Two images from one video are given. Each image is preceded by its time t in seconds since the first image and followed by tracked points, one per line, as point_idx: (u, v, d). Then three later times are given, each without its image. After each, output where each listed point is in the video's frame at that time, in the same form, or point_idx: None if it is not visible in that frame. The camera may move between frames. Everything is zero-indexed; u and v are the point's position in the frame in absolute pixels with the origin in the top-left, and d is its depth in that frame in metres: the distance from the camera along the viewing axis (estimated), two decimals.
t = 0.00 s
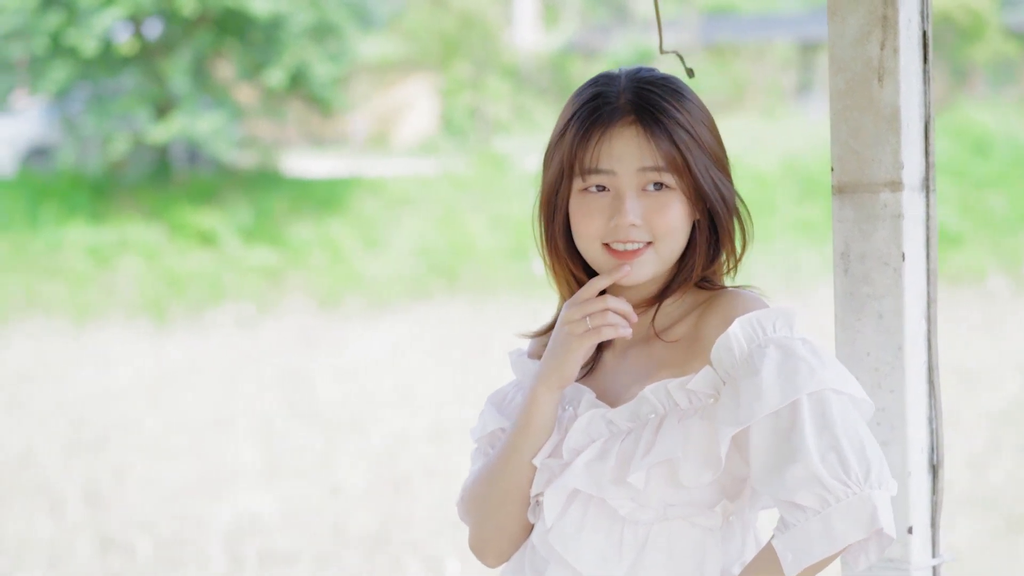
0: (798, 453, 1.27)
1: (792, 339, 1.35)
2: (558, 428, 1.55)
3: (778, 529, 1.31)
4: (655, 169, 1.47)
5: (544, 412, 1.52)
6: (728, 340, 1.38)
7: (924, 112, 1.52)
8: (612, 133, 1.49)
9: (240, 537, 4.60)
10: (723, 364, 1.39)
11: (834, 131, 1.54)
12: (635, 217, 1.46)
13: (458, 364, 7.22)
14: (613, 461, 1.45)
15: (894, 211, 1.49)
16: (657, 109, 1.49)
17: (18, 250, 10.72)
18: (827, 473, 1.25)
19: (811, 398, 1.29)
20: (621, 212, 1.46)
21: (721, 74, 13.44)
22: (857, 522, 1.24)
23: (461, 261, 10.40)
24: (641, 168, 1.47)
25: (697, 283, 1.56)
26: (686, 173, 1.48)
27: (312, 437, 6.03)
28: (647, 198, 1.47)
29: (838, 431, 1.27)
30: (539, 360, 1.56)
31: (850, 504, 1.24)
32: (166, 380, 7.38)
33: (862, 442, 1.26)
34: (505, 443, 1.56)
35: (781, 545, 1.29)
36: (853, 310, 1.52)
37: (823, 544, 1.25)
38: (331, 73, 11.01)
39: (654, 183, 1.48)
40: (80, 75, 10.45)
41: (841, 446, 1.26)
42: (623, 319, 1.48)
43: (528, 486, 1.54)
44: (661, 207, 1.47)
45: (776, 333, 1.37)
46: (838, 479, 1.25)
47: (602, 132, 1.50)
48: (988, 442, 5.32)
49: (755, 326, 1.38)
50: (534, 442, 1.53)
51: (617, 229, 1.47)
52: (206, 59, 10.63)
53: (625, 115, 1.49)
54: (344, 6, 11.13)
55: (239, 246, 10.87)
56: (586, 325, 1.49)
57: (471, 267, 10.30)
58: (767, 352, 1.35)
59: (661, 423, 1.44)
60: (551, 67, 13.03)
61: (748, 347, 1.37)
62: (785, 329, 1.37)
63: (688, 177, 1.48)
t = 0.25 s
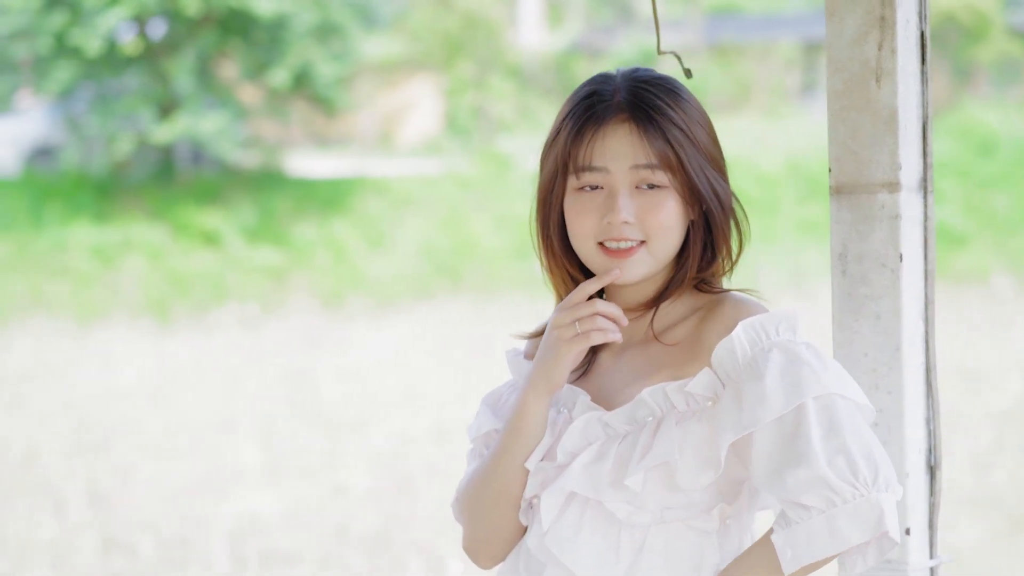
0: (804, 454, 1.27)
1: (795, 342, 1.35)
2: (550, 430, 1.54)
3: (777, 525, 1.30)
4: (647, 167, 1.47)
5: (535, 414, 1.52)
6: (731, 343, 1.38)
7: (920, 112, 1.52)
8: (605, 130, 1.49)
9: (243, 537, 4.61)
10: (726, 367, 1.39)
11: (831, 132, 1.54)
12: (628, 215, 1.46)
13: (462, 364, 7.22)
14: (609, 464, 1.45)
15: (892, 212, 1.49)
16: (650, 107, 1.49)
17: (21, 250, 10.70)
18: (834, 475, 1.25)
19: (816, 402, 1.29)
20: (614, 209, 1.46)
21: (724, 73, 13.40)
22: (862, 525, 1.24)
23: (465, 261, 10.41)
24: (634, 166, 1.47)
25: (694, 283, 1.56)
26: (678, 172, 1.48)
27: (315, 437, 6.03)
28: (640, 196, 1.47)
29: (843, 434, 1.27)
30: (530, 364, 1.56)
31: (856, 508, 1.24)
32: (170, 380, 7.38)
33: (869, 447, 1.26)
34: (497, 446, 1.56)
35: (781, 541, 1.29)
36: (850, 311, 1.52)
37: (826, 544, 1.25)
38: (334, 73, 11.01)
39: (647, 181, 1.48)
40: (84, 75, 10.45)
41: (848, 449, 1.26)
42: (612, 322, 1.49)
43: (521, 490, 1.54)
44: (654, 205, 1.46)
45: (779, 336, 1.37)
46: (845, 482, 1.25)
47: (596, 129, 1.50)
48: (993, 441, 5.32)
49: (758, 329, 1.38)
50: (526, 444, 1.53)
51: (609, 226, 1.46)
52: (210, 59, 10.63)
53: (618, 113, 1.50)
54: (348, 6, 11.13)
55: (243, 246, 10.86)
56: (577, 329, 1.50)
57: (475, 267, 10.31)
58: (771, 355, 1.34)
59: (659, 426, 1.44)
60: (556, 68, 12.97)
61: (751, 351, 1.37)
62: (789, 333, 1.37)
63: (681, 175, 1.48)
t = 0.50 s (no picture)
0: (816, 465, 1.27)
1: (806, 354, 1.36)
2: (542, 431, 1.54)
3: (775, 527, 1.31)
4: (639, 163, 1.47)
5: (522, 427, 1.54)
6: (740, 350, 1.38)
7: (919, 113, 1.52)
8: (598, 127, 1.50)
9: (247, 537, 4.62)
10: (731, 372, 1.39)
11: (829, 132, 1.54)
12: (620, 211, 1.45)
13: (467, 365, 7.22)
14: (608, 466, 1.45)
15: (889, 212, 1.49)
16: (643, 104, 1.49)
17: (25, 250, 10.66)
18: (846, 489, 1.25)
19: (830, 416, 1.29)
20: (605, 205, 1.46)
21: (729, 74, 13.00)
22: (868, 540, 1.24)
23: (470, 262, 10.42)
24: (625, 163, 1.48)
25: (692, 286, 1.55)
26: (671, 169, 1.47)
27: (319, 437, 6.03)
28: (632, 193, 1.47)
29: (857, 449, 1.27)
30: (516, 370, 1.57)
31: (866, 522, 1.24)
32: (174, 380, 7.38)
33: (882, 464, 1.27)
34: (486, 451, 1.57)
35: (778, 544, 1.29)
36: (848, 311, 1.52)
37: (827, 554, 1.26)
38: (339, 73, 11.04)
39: (639, 178, 1.47)
40: (89, 75, 10.46)
41: (861, 464, 1.26)
42: (591, 332, 1.48)
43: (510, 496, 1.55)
44: (646, 202, 1.46)
45: (788, 345, 1.37)
46: (857, 496, 1.25)
47: (589, 126, 1.51)
48: (997, 441, 5.33)
49: (767, 337, 1.38)
50: (515, 449, 1.54)
51: (601, 223, 1.46)
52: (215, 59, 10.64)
53: (611, 110, 1.50)
54: (351, 6, 11.13)
55: (247, 246, 10.86)
56: (557, 338, 1.50)
57: (480, 267, 10.33)
58: (781, 366, 1.34)
59: (657, 429, 1.44)
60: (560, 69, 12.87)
61: (760, 360, 1.37)
62: (798, 342, 1.37)
63: (674, 172, 1.47)
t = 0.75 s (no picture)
0: (831, 482, 1.29)
1: (816, 365, 1.36)
2: (536, 433, 1.55)
3: (783, 536, 1.34)
4: (630, 160, 1.47)
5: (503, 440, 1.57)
6: (751, 358, 1.38)
7: (916, 112, 1.52)
8: (590, 123, 1.51)
9: (250, 537, 4.62)
10: (739, 378, 1.39)
11: (827, 131, 1.54)
12: (610, 207, 1.46)
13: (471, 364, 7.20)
14: (605, 467, 1.44)
15: (886, 210, 1.48)
16: (637, 100, 1.49)
17: (28, 250, 10.70)
18: (861, 508, 1.28)
19: (846, 433, 1.31)
20: (596, 200, 1.46)
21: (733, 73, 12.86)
22: (878, 558, 1.28)
23: (474, 261, 10.41)
24: (616, 159, 1.48)
25: (692, 286, 1.54)
26: (663, 165, 1.47)
27: (322, 437, 6.03)
28: (623, 189, 1.47)
29: (872, 469, 1.29)
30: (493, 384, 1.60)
31: (879, 542, 1.28)
32: (177, 380, 7.37)
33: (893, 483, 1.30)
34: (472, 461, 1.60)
35: (785, 553, 1.32)
36: (845, 310, 1.52)
37: (837, 568, 1.30)
38: (343, 72, 11.08)
39: (630, 174, 1.48)
40: (93, 75, 10.46)
41: (875, 484, 1.29)
42: (561, 345, 1.49)
43: (498, 500, 1.58)
44: (637, 198, 1.46)
45: (797, 355, 1.38)
46: (870, 515, 1.28)
47: (582, 122, 1.52)
48: (1001, 441, 5.32)
49: (777, 347, 1.38)
50: (499, 456, 1.57)
51: (591, 219, 1.47)
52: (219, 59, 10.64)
53: (604, 106, 1.51)
54: (355, 5, 11.13)
55: (251, 246, 10.87)
56: (527, 351, 1.52)
57: (484, 267, 10.32)
58: (792, 380, 1.35)
59: (656, 431, 1.43)
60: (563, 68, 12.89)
61: (769, 369, 1.37)
62: (806, 354, 1.38)
63: (665, 168, 1.47)
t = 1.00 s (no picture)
0: (840, 488, 1.29)
1: (818, 370, 1.37)
2: (531, 433, 1.53)
3: (792, 541, 1.34)
4: (623, 155, 1.47)
5: (486, 448, 1.59)
6: (755, 363, 1.38)
7: (913, 111, 1.52)
8: (584, 119, 1.51)
9: (252, 536, 4.63)
10: (742, 380, 1.39)
11: (824, 129, 1.53)
12: (602, 203, 1.46)
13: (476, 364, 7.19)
14: (604, 468, 1.44)
15: (883, 209, 1.48)
16: (631, 97, 1.49)
17: (32, 250, 10.73)
18: (871, 515, 1.28)
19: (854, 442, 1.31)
20: (588, 196, 1.46)
21: (737, 72, 12.89)
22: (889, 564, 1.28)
23: (479, 261, 10.41)
24: (609, 154, 1.48)
25: (690, 287, 1.54)
26: (656, 162, 1.47)
27: (325, 438, 6.03)
28: (616, 185, 1.47)
29: (880, 476, 1.30)
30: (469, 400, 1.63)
31: (890, 549, 1.28)
32: (182, 379, 7.37)
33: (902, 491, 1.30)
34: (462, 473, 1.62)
35: (794, 558, 1.32)
36: (842, 309, 1.52)
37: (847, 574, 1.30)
38: (348, 72, 11.04)
39: (623, 170, 1.48)
40: (97, 75, 10.48)
41: (884, 491, 1.29)
42: (529, 355, 1.53)
43: (493, 503, 1.60)
44: (629, 194, 1.46)
45: (799, 360, 1.38)
46: (880, 522, 1.29)
47: (577, 117, 1.52)
48: (1004, 441, 5.32)
49: (780, 352, 1.38)
50: (486, 465, 1.59)
51: (583, 214, 1.46)
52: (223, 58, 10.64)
53: (598, 102, 1.51)
54: (359, 5, 11.12)
55: (256, 245, 10.89)
56: (495, 365, 1.55)
57: (489, 267, 10.32)
58: (796, 386, 1.35)
59: (655, 432, 1.43)
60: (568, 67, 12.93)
61: (773, 374, 1.37)
62: (808, 357, 1.39)
63: (658, 164, 1.47)
